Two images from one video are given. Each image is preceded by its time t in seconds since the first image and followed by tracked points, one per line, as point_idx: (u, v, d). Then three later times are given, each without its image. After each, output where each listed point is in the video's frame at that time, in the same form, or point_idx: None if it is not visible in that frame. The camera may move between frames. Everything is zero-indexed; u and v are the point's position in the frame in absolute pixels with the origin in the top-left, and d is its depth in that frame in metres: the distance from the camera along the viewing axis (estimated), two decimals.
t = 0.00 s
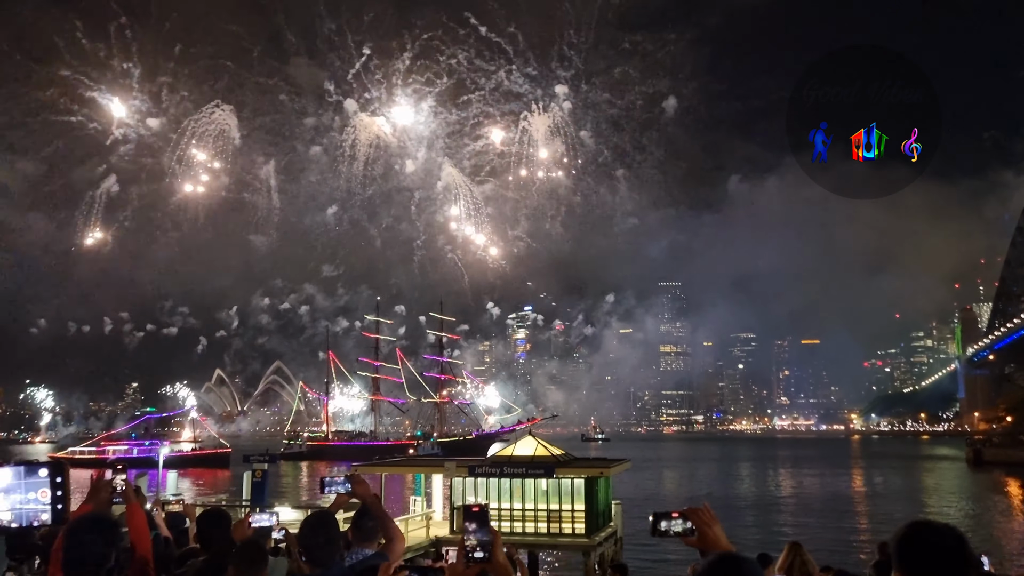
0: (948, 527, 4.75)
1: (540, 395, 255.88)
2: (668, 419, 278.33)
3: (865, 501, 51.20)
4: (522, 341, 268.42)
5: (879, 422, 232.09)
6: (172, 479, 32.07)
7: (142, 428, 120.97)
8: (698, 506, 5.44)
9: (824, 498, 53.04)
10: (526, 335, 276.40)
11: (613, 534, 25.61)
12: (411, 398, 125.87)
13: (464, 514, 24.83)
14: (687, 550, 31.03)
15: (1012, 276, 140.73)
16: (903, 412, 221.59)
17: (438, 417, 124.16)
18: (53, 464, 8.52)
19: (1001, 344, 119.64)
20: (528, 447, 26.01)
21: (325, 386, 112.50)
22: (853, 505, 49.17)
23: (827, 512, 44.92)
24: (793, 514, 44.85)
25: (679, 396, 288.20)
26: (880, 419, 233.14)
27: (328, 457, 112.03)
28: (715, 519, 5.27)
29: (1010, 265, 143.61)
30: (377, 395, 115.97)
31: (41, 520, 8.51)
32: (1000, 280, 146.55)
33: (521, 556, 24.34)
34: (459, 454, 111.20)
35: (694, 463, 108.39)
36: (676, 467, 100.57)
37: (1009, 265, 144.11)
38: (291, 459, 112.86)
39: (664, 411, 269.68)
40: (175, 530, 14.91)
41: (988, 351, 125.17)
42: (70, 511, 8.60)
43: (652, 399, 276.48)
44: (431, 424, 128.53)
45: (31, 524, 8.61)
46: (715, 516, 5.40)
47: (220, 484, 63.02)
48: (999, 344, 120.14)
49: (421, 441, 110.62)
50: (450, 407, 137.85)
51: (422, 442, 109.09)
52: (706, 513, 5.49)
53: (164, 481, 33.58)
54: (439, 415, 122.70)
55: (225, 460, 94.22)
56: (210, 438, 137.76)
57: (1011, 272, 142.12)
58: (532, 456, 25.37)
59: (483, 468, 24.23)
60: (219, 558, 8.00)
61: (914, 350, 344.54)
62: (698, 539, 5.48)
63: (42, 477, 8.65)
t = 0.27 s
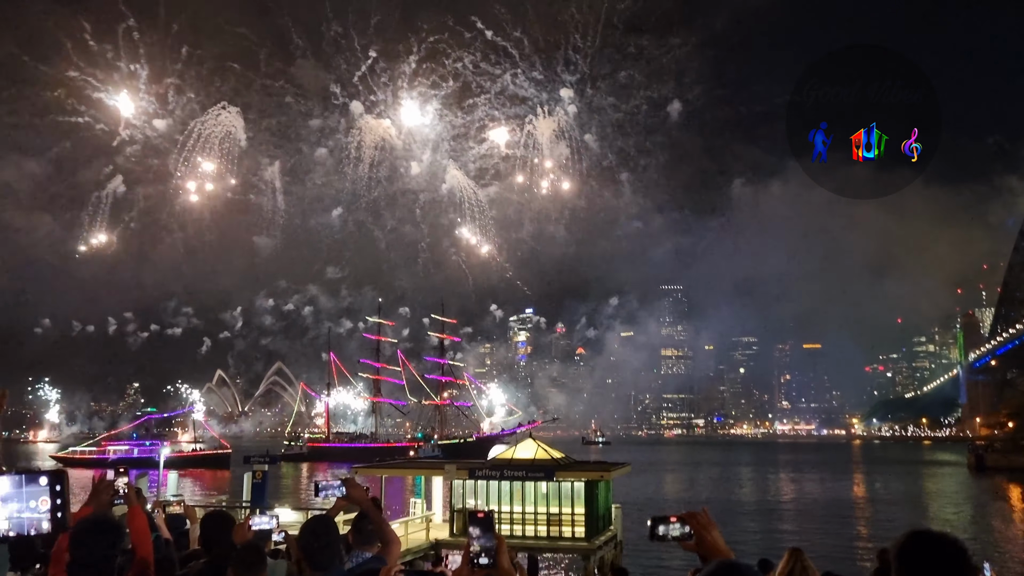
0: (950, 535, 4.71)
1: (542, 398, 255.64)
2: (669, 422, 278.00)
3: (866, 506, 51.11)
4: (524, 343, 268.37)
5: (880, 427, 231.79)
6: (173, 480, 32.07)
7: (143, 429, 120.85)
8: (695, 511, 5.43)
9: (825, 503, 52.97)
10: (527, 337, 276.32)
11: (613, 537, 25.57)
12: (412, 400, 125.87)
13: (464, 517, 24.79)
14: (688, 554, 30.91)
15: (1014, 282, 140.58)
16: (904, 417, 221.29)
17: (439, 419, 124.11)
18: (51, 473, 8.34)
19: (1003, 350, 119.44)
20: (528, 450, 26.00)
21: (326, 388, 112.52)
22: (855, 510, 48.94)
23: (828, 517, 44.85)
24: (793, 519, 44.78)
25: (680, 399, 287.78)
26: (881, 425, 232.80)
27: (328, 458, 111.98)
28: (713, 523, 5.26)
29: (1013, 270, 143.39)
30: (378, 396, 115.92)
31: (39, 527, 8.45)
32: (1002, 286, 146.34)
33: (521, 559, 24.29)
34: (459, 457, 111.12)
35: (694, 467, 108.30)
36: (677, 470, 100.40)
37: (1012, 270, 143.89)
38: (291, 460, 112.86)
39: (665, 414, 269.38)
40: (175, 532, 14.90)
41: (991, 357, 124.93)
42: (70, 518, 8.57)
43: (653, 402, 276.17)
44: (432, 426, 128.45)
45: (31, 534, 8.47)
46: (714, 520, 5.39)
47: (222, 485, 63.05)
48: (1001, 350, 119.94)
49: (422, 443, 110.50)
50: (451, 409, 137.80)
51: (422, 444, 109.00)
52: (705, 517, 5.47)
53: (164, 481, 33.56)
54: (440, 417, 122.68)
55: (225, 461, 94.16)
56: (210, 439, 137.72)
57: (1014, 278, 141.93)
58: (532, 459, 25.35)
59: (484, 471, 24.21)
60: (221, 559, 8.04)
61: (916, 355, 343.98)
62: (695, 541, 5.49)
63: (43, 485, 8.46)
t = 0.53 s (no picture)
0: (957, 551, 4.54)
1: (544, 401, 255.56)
2: (671, 427, 277.62)
3: (869, 512, 50.94)
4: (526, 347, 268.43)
5: (884, 432, 231.27)
6: (175, 483, 32.08)
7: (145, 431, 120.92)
8: (699, 527, 5.25)
9: (828, 509, 52.86)
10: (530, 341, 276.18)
11: (615, 542, 25.52)
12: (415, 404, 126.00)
13: (466, 521, 24.76)
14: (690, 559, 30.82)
15: (1018, 287, 140.33)
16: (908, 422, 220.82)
17: (442, 422, 124.14)
18: (54, 506, 7.03)
19: (1007, 355, 119.23)
20: (530, 454, 25.99)
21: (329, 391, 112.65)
22: (859, 516, 48.82)
23: (831, 523, 44.76)
24: (796, 524, 44.65)
25: (683, 404, 287.41)
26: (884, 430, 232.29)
27: (331, 461, 112.02)
28: (715, 540, 5.06)
29: (1017, 276, 143.08)
30: (380, 399, 115.99)
31: (42, 560, 7.11)
32: (1006, 291, 146.06)
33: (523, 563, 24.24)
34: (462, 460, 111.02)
35: (697, 472, 108.11)
36: (680, 475, 100.19)
37: (1016, 275, 143.56)
38: (293, 463, 112.93)
39: (667, 418, 269.08)
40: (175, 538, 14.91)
41: (995, 362, 124.60)
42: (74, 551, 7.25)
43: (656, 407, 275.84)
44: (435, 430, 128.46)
45: (29, 564, 7.23)
46: (717, 538, 5.21)
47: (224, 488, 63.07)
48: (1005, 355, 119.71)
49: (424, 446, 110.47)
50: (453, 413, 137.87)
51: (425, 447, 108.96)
52: (708, 534, 5.29)
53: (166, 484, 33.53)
54: (443, 421, 122.68)
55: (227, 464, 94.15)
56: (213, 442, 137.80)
57: (1018, 283, 141.65)
58: (534, 463, 25.33)
59: (486, 475, 24.18)
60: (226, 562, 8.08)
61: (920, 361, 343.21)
62: (697, 559, 5.33)
63: (44, 515, 7.19)
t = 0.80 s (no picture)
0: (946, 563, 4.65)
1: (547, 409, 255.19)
2: (674, 435, 276.78)
3: (873, 522, 50.70)
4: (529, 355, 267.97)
5: (887, 441, 230.41)
6: (176, 490, 32.04)
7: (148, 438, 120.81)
8: (700, 547, 5.31)
9: (832, 519, 52.61)
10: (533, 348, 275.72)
11: (617, 552, 25.47)
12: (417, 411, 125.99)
13: (468, 530, 24.70)
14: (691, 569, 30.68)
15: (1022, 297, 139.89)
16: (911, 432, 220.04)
17: (444, 430, 124.05)
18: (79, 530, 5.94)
19: (1010, 365, 118.87)
20: (533, 463, 25.96)
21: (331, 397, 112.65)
22: (862, 526, 48.60)
23: (835, 533, 44.57)
24: (799, 535, 44.43)
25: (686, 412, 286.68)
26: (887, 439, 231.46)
27: (333, 469, 111.88)
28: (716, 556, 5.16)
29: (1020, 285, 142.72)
30: (382, 407, 115.94)
31: None
32: (1010, 300, 145.66)
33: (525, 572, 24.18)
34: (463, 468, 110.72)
35: (699, 481, 107.69)
36: (682, 484, 99.85)
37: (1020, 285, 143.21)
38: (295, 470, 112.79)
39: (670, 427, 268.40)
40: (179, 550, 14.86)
41: (998, 371, 124.16)
42: None
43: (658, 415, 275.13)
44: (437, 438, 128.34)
45: None
46: (719, 555, 5.26)
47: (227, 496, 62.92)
48: (1008, 365, 119.37)
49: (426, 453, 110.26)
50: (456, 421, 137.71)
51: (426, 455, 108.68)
52: (708, 551, 5.34)
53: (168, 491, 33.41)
54: (445, 429, 122.59)
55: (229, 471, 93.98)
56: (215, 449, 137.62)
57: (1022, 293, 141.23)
58: (536, 472, 25.30)
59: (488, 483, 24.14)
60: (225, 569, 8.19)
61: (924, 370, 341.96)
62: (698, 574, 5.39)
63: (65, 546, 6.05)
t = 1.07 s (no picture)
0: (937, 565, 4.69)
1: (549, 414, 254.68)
2: (676, 441, 276.22)
3: (877, 529, 50.50)
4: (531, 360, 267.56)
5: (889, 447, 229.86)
6: (179, 495, 32.00)
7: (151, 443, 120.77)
8: (700, 554, 5.32)
9: (836, 525, 52.42)
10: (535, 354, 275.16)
11: (620, 557, 25.40)
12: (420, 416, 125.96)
13: (470, 536, 24.64)
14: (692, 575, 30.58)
15: None
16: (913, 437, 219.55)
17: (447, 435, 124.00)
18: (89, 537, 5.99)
19: (1012, 371, 118.55)
20: (535, 468, 25.92)
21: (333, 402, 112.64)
22: (866, 532, 48.40)
23: (838, 539, 44.42)
24: (803, 541, 44.31)
25: (688, 417, 286.05)
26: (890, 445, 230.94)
27: (335, 473, 111.81)
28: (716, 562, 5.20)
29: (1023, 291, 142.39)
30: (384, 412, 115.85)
31: None
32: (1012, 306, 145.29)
33: None
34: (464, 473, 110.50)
35: (701, 487, 107.36)
36: (684, 489, 99.61)
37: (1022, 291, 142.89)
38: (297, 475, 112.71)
39: (672, 432, 267.91)
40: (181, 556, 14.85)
41: (1001, 378, 123.77)
42: None
43: (661, 421, 274.50)
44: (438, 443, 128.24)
45: None
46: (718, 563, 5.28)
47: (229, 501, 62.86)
48: (1011, 372, 119.02)
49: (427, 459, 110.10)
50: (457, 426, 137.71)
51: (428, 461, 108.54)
52: (707, 559, 5.36)
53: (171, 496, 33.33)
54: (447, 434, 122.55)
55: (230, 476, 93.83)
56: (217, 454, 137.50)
57: None
58: (539, 478, 25.24)
59: (490, 489, 24.07)
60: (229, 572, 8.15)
61: (927, 376, 341.15)
62: None
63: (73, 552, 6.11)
